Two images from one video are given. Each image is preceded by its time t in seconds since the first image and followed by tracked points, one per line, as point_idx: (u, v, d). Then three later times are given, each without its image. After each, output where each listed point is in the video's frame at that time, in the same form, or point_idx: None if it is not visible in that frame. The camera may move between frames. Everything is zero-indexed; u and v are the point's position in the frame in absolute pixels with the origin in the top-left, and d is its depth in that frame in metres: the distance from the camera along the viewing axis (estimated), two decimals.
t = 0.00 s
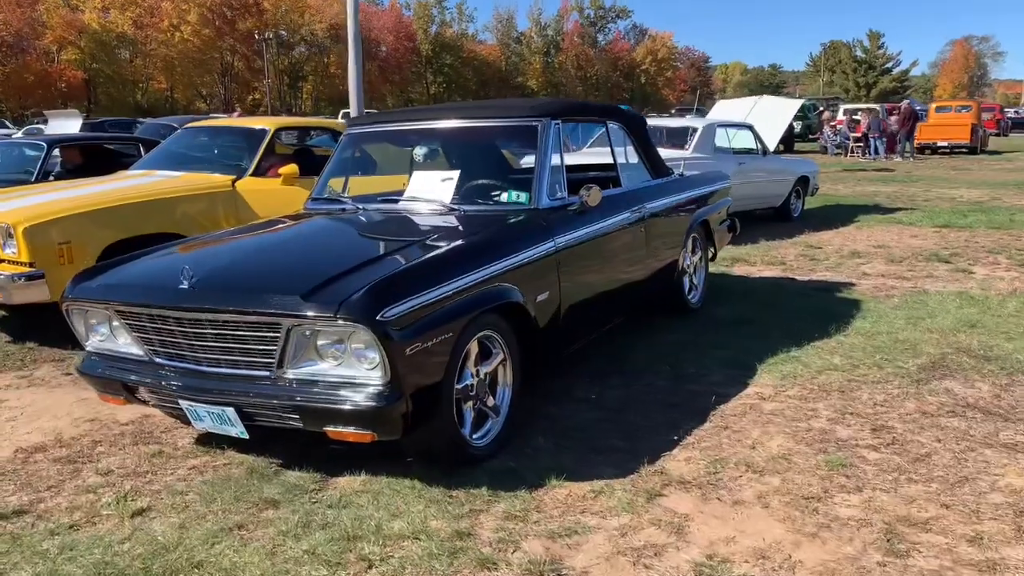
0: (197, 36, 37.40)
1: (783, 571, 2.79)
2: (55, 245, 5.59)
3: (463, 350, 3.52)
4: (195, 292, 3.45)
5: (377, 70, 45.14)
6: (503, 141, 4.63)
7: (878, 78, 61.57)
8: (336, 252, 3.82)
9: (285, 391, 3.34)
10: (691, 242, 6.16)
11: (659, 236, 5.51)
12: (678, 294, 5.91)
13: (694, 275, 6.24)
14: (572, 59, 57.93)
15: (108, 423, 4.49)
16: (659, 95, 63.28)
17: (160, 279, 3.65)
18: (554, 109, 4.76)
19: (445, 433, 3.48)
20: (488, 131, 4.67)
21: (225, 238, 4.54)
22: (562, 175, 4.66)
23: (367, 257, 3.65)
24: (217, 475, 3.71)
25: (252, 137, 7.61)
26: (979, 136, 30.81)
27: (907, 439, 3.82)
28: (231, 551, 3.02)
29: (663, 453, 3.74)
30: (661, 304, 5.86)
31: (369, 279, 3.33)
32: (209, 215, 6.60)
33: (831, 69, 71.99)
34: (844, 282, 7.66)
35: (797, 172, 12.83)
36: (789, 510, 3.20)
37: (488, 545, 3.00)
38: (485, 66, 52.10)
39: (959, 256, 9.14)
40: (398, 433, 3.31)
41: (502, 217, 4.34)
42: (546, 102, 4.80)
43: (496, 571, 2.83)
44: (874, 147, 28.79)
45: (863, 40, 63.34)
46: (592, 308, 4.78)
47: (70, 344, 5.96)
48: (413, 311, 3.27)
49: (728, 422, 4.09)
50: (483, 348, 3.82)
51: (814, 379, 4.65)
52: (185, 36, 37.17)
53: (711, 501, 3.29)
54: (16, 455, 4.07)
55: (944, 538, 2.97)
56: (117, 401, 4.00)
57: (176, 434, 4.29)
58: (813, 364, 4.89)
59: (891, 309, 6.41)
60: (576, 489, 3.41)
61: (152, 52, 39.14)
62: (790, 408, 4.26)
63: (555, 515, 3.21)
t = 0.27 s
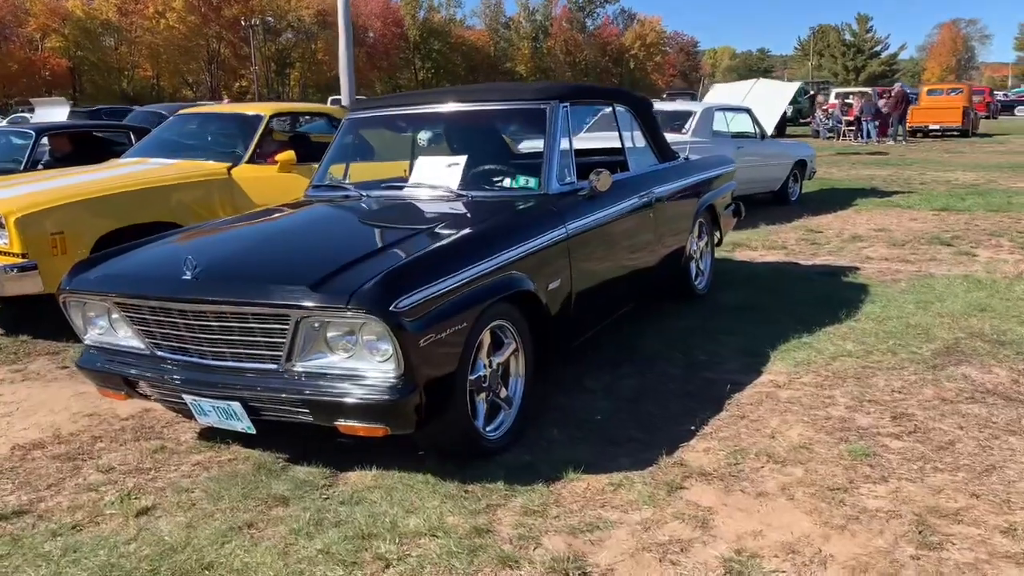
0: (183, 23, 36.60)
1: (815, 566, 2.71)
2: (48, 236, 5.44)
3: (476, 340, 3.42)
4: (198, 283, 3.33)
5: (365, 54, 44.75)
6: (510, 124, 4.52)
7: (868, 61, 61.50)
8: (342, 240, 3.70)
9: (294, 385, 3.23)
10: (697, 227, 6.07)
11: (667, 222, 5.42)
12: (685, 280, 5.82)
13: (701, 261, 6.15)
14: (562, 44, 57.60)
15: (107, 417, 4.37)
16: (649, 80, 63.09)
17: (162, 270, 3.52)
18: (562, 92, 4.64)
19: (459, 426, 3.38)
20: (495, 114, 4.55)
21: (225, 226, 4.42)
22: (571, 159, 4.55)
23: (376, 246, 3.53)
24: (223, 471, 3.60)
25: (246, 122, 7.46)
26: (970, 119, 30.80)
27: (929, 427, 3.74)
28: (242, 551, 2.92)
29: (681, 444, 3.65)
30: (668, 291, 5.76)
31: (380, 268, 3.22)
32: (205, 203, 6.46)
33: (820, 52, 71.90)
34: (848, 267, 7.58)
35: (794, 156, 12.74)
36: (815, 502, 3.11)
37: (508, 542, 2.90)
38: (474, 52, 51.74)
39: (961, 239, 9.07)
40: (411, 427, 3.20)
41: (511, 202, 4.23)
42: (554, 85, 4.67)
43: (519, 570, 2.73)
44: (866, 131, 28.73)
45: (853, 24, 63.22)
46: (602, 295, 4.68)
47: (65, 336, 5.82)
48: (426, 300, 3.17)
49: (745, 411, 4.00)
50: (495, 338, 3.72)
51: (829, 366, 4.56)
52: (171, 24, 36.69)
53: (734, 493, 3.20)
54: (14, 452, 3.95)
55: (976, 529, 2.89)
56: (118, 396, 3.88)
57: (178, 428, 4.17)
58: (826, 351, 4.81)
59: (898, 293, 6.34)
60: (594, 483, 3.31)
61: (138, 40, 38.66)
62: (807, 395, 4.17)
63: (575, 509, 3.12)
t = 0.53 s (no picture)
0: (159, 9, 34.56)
1: (850, 568, 2.63)
2: (37, 230, 5.28)
3: (492, 336, 3.32)
4: (204, 279, 3.21)
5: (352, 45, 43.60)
6: (518, 113, 4.40)
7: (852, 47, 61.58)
8: (351, 233, 3.57)
9: (305, 385, 3.12)
10: (702, 215, 5.98)
11: (674, 211, 5.32)
12: (691, 270, 5.73)
13: (705, 250, 6.06)
14: (546, 30, 57.29)
15: (106, 417, 4.24)
16: (634, 66, 62.92)
17: (164, 266, 3.40)
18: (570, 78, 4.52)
19: (476, 425, 3.28)
20: (502, 102, 4.43)
21: (224, 219, 4.28)
22: (581, 148, 4.44)
23: (387, 239, 3.42)
24: (230, 474, 3.49)
25: (238, 110, 7.29)
26: (956, 104, 30.87)
27: (951, 420, 3.67)
28: (256, 558, 2.81)
29: (700, 440, 3.57)
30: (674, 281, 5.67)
31: (394, 263, 3.10)
32: (199, 195, 6.31)
33: (805, 38, 71.92)
34: (850, 254, 7.52)
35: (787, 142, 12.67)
36: (843, 499, 3.04)
37: (532, 546, 2.81)
38: (458, 38, 51.33)
39: (959, 225, 9.04)
40: (429, 428, 3.10)
41: (521, 193, 4.12)
42: (562, 71, 4.55)
43: None
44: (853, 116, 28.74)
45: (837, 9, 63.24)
46: (612, 287, 4.58)
47: (57, 333, 5.67)
48: (443, 296, 3.07)
49: (763, 405, 3.92)
50: (509, 334, 3.61)
51: (843, 357, 4.49)
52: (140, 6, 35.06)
53: (760, 491, 3.12)
54: (10, 456, 3.81)
55: (1011, 526, 2.82)
56: (118, 396, 3.75)
57: (180, 429, 4.05)
58: (839, 341, 4.74)
59: (904, 281, 6.28)
60: (616, 482, 3.23)
61: (117, 28, 38.07)
62: (824, 388, 4.10)
63: (598, 510, 3.03)
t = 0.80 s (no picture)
0: None
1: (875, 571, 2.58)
2: (24, 224, 5.16)
3: (501, 335, 3.24)
4: (204, 277, 3.11)
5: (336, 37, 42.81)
6: (521, 104, 4.31)
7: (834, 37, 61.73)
8: (353, 228, 3.48)
9: (310, 386, 3.03)
10: (702, 207, 5.92)
11: (675, 202, 5.26)
12: (691, 263, 5.67)
13: (705, 242, 6.00)
14: (530, 20, 57.00)
15: (98, 418, 4.13)
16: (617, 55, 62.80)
17: (162, 263, 3.30)
18: (573, 68, 4.43)
19: (485, 426, 3.20)
20: (504, 93, 4.33)
21: (220, 213, 4.17)
22: (585, 139, 4.36)
23: (392, 235, 3.33)
24: (231, 477, 3.39)
25: (227, 101, 7.14)
26: (939, 94, 30.99)
27: (964, 415, 3.63)
28: (262, 566, 2.73)
29: (712, 438, 3.50)
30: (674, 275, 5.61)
31: (401, 260, 3.02)
32: (189, 187, 6.16)
33: (788, 27, 72.02)
34: (846, 246, 7.48)
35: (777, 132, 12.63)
36: (862, 499, 2.98)
37: (548, 551, 2.74)
38: (440, 27, 50.93)
39: (952, 216, 9.02)
40: (438, 429, 3.02)
41: (525, 186, 4.04)
42: (564, 60, 4.45)
43: None
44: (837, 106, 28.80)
45: None
46: (615, 281, 4.51)
47: (44, 330, 5.53)
48: (453, 294, 2.98)
49: (772, 401, 3.86)
50: (517, 330, 3.54)
51: (849, 351, 4.44)
52: None
53: (776, 492, 3.06)
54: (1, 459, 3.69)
55: None
56: (113, 397, 3.64)
57: (176, 429, 3.94)
58: (844, 335, 4.69)
59: (903, 273, 6.25)
60: (629, 482, 3.16)
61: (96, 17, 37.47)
62: (832, 383, 4.04)
63: (613, 512, 2.96)
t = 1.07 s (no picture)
0: None
1: None
2: (8, 218, 5.02)
3: (506, 335, 3.14)
4: (199, 275, 3.00)
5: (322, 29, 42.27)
6: (522, 97, 4.20)
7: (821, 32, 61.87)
8: (352, 224, 3.37)
9: (309, 388, 2.92)
10: (701, 203, 5.83)
11: (675, 198, 5.17)
12: (690, 259, 5.59)
13: (704, 238, 5.92)
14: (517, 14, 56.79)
15: (87, 419, 4.00)
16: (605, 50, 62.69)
17: (154, 259, 3.18)
18: (576, 61, 4.33)
19: (490, 428, 3.10)
20: (505, 85, 4.21)
21: (212, 208, 4.04)
22: (587, 133, 4.26)
23: (393, 231, 3.22)
24: (226, 480, 3.29)
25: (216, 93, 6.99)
26: (927, 90, 31.07)
27: (974, 416, 3.57)
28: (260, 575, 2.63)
29: (720, 440, 3.42)
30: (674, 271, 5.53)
31: (404, 258, 2.91)
32: (178, 180, 6.03)
33: (775, 23, 72.14)
34: (843, 242, 7.43)
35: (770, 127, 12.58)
36: (878, 503, 2.91)
37: (557, 559, 2.64)
38: (427, 20, 50.65)
39: (946, 212, 8.99)
40: (442, 433, 2.92)
41: (527, 181, 3.93)
42: (566, 52, 4.34)
43: None
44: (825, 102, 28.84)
45: None
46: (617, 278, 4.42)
47: (29, 327, 5.39)
48: (458, 293, 2.88)
49: (779, 402, 3.78)
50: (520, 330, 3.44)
51: (854, 350, 4.38)
52: None
53: (789, 496, 2.98)
54: None
55: None
56: (102, 398, 3.51)
57: (168, 431, 3.83)
58: (848, 333, 4.62)
59: (902, 270, 6.19)
60: (637, 486, 3.07)
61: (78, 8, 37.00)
62: (839, 383, 3.97)
63: (622, 517, 2.87)
